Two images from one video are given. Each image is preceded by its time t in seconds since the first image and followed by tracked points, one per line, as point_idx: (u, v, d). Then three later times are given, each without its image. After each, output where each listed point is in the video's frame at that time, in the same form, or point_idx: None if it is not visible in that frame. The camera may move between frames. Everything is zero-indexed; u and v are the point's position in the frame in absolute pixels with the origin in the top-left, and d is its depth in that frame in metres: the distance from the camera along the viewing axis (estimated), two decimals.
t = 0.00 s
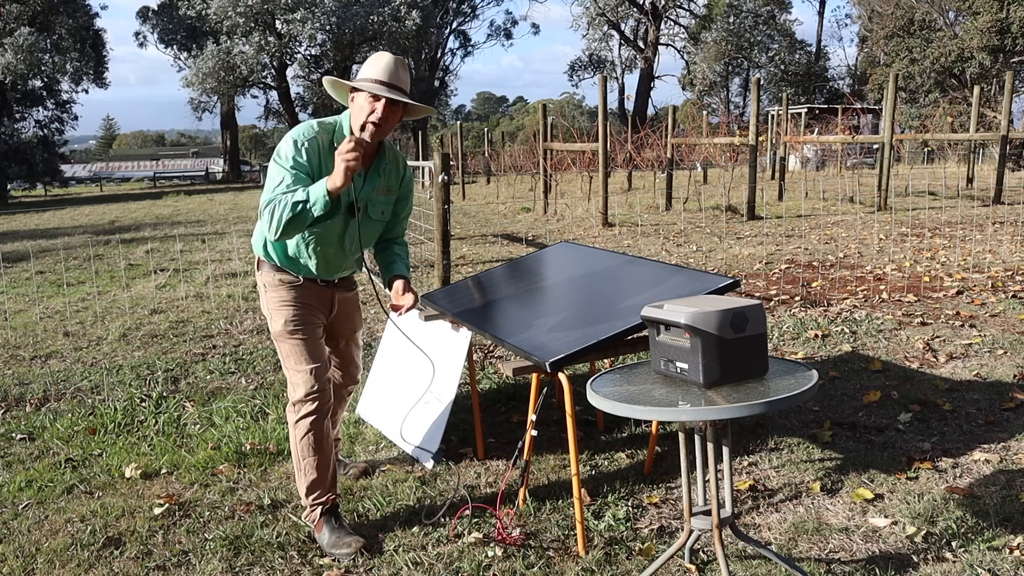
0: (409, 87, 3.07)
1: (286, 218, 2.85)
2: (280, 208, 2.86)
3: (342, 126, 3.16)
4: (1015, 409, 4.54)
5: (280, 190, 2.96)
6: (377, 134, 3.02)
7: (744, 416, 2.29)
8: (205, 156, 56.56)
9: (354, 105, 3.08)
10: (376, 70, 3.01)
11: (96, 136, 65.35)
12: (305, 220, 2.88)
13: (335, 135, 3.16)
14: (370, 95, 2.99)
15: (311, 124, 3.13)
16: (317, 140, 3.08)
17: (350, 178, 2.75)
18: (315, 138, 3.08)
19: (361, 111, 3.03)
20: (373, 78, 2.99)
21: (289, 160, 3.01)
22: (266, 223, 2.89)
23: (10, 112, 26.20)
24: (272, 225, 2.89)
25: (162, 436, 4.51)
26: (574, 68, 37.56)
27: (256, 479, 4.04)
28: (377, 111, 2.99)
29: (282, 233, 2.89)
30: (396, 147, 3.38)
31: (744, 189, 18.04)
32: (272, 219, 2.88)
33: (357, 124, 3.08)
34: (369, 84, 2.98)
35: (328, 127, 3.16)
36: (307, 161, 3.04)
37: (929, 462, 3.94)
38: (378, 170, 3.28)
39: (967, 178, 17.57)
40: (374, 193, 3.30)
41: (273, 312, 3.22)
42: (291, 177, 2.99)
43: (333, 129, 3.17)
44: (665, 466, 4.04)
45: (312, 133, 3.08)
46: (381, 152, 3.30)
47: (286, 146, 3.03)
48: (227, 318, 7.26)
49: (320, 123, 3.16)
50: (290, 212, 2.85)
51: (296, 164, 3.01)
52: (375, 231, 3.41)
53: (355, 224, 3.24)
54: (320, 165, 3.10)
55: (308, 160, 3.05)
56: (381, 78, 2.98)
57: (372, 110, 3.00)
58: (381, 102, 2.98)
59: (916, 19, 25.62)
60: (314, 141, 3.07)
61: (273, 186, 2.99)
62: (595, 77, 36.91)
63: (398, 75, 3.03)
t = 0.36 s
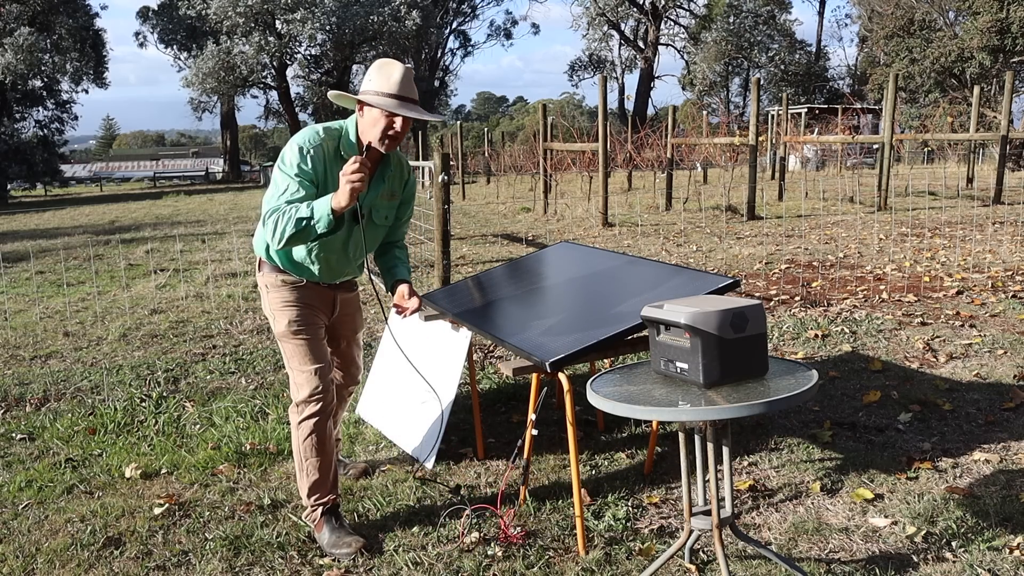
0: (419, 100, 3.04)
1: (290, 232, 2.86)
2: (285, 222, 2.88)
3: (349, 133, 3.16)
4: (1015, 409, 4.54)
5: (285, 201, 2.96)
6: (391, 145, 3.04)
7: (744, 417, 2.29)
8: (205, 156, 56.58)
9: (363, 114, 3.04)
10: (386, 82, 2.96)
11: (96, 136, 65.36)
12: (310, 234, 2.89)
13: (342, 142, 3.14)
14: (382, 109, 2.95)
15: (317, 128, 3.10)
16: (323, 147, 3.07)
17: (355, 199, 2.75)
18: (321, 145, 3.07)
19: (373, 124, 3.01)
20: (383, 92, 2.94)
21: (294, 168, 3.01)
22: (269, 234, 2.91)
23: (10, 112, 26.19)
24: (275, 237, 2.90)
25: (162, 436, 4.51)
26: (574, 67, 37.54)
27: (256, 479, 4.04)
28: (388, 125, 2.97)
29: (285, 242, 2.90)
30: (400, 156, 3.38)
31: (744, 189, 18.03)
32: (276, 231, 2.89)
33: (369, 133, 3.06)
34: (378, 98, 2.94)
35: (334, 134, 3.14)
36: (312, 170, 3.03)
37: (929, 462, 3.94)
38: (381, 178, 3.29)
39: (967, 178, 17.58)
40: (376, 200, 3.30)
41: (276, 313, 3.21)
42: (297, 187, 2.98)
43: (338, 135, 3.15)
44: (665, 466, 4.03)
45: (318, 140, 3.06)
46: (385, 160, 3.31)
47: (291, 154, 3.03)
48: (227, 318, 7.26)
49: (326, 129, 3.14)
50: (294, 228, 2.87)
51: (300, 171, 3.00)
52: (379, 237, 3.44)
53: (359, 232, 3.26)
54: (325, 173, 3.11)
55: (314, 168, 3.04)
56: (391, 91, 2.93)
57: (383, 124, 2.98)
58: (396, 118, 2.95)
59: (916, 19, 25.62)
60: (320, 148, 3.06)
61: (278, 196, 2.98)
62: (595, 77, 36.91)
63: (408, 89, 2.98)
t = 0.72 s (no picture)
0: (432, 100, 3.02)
1: (301, 251, 2.79)
2: (292, 241, 2.80)
3: (353, 134, 3.08)
4: (1015, 409, 4.54)
5: (289, 216, 2.88)
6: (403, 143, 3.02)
7: (744, 416, 2.29)
8: (205, 156, 56.59)
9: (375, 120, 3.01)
10: (397, 87, 2.93)
11: (96, 136, 65.35)
12: (320, 250, 2.83)
13: (346, 147, 3.07)
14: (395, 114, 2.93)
15: (320, 134, 3.01)
16: (326, 156, 2.99)
17: (368, 214, 2.71)
18: (324, 151, 2.98)
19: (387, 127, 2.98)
20: (395, 96, 2.91)
21: (298, 179, 2.93)
22: (275, 252, 2.83)
23: (10, 112, 26.18)
24: (280, 255, 2.83)
25: (162, 436, 4.51)
26: (574, 67, 37.54)
27: (256, 479, 4.04)
28: (401, 129, 2.97)
29: (291, 260, 2.84)
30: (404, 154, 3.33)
31: (745, 189, 18.04)
32: (282, 250, 2.81)
33: (382, 138, 3.03)
34: (390, 103, 2.91)
35: (337, 137, 3.06)
36: (316, 179, 2.95)
37: (929, 462, 3.94)
38: (387, 176, 3.27)
39: (967, 178, 17.57)
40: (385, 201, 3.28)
41: (286, 321, 3.16)
42: (301, 201, 2.90)
43: (342, 139, 3.07)
44: (666, 466, 4.04)
45: (322, 147, 2.98)
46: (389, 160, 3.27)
47: (294, 164, 2.94)
48: (227, 318, 7.26)
49: (330, 131, 3.05)
50: (303, 248, 2.80)
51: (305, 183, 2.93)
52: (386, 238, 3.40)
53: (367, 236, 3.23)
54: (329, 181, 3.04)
55: (318, 179, 2.96)
56: (401, 96, 2.91)
57: (398, 129, 2.98)
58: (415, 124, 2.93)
59: (916, 19, 25.61)
60: (324, 156, 2.98)
61: (281, 210, 2.90)
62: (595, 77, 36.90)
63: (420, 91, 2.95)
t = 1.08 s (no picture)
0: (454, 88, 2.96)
1: (318, 248, 2.74)
2: (308, 236, 2.74)
3: (370, 124, 3.02)
4: (1015, 409, 4.54)
5: (303, 209, 2.82)
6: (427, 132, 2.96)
7: (744, 417, 2.29)
8: (205, 156, 56.61)
9: (398, 112, 2.94)
10: (421, 75, 2.86)
11: (96, 136, 65.37)
12: (338, 245, 2.77)
13: (364, 137, 3.01)
14: (422, 105, 2.87)
15: (336, 123, 2.96)
16: (342, 145, 2.94)
17: (394, 209, 2.65)
18: (341, 141, 2.93)
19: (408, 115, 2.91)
20: (420, 85, 2.84)
21: (313, 171, 2.86)
22: (290, 249, 2.77)
23: (10, 112, 26.17)
24: (295, 251, 2.77)
25: (162, 436, 4.51)
26: (574, 67, 37.52)
27: (256, 479, 4.04)
28: (426, 119, 2.91)
29: (306, 256, 2.79)
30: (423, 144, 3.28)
31: (745, 189, 18.04)
32: (298, 246, 2.76)
33: (402, 129, 2.96)
34: (414, 91, 2.84)
35: (353, 127, 3.00)
36: (333, 170, 2.90)
37: (929, 462, 3.93)
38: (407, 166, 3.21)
39: (967, 178, 17.57)
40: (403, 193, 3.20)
41: (288, 322, 3.08)
42: (316, 194, 2.84)
43: (359, 128, 3.01)
44: (666, 467, 4.04)
45: (338, 135, 2.93)
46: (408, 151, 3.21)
47: (308, 154, 2.88)
48: (227, 318, 7.25)
49: (346, 121, 2.99)
50: (320, 243, 2.74)
51: (319, 174, 2.87)
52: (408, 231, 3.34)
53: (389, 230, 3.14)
54: (346, 172, 2.98)
55: (333, 169, 2.90)
56: (426, 84, 2.85)
57: (422, 119, 2.91)
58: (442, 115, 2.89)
59: (916, 19, 25.60)
60: (340, 146, 2.93)
61: (294, 203, 2.83)
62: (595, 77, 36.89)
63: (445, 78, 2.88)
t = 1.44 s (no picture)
0: (512, 101, 2.89)
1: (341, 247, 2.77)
2: (336, 234, 2.78)
3: (425, 130, 2.97)
4: (1015, 409, 4.54)
5: (338, 204, 2.85)
6: (478, 144, 2.88)
7: (744, 417, 2.29)
8: (205, 156, 56.60)
9: (451, 119, 2.89)
10: (477, 84, 2.80)
11: (96, 136, 65.35)
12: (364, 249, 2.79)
13: (416, 141, 2.97)
14: (477, 114, 2.81)
15: (389, 124, 2.94)
16: (391, 147, 2.92)
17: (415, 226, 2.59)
18: (388, 144, 2.91)
19: (460, 125, 2.86)
20: (477, 95, 2.78)
21: (356, 169, 2.87)
22: (320, 240, 2.83)
23: (9, 112, 26.16)
24: (323, 242, 2.83)
25: (162, 437, 4.51)
26: (574, 67, 37.51)
27: (256, 479, 4.04)
28: (480, 130, 2.83)
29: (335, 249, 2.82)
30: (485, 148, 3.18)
31: (744, 189, 18.03)
32: (325, 240, 2.81)
33: (457, 138, 2.90)
34: (472, 99, 2.79)
35: (408, 129, 2.97)
36: (377, 171, 2.89)
37: (929, 462, 3.93)
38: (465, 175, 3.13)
39: (967, 178, 17.57)
40: (454, 202, 3.12)
41: (316, 310, 3.10)
42: (353, 192, 2.86)
43: (413, 132, 2.98)
44: (666, 467, 4.04)
45: (388, 136, 2.91)
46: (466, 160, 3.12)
47: (357, 151, 2.88)
48: (228, 318, 7.25)
49: (401, 122, 2.98)
50: (345, 243, 2.77)
51: (363, 173, 2.87)
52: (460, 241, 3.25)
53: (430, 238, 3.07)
54: (390, 174, 2.94)
55: (378, 170, 2.90)
56: (483, 94, 2.78)
57: (476, 129, 2.84)
58: (497, 128, 2.83)
59: (916, 19, 25.61)
60: (388, 147, 2.91)
61: (331, 197, 2.87)
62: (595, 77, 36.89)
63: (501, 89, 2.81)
